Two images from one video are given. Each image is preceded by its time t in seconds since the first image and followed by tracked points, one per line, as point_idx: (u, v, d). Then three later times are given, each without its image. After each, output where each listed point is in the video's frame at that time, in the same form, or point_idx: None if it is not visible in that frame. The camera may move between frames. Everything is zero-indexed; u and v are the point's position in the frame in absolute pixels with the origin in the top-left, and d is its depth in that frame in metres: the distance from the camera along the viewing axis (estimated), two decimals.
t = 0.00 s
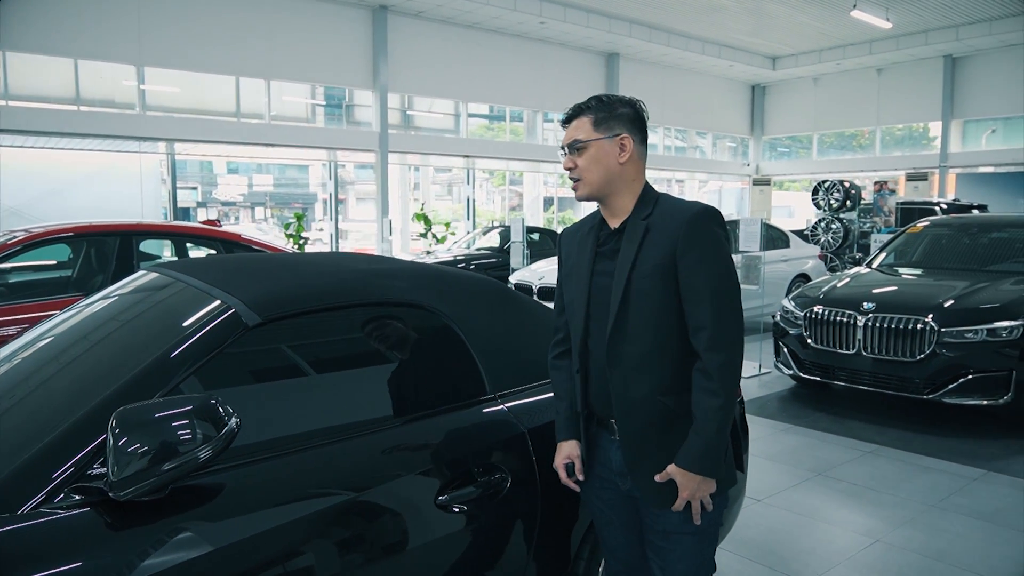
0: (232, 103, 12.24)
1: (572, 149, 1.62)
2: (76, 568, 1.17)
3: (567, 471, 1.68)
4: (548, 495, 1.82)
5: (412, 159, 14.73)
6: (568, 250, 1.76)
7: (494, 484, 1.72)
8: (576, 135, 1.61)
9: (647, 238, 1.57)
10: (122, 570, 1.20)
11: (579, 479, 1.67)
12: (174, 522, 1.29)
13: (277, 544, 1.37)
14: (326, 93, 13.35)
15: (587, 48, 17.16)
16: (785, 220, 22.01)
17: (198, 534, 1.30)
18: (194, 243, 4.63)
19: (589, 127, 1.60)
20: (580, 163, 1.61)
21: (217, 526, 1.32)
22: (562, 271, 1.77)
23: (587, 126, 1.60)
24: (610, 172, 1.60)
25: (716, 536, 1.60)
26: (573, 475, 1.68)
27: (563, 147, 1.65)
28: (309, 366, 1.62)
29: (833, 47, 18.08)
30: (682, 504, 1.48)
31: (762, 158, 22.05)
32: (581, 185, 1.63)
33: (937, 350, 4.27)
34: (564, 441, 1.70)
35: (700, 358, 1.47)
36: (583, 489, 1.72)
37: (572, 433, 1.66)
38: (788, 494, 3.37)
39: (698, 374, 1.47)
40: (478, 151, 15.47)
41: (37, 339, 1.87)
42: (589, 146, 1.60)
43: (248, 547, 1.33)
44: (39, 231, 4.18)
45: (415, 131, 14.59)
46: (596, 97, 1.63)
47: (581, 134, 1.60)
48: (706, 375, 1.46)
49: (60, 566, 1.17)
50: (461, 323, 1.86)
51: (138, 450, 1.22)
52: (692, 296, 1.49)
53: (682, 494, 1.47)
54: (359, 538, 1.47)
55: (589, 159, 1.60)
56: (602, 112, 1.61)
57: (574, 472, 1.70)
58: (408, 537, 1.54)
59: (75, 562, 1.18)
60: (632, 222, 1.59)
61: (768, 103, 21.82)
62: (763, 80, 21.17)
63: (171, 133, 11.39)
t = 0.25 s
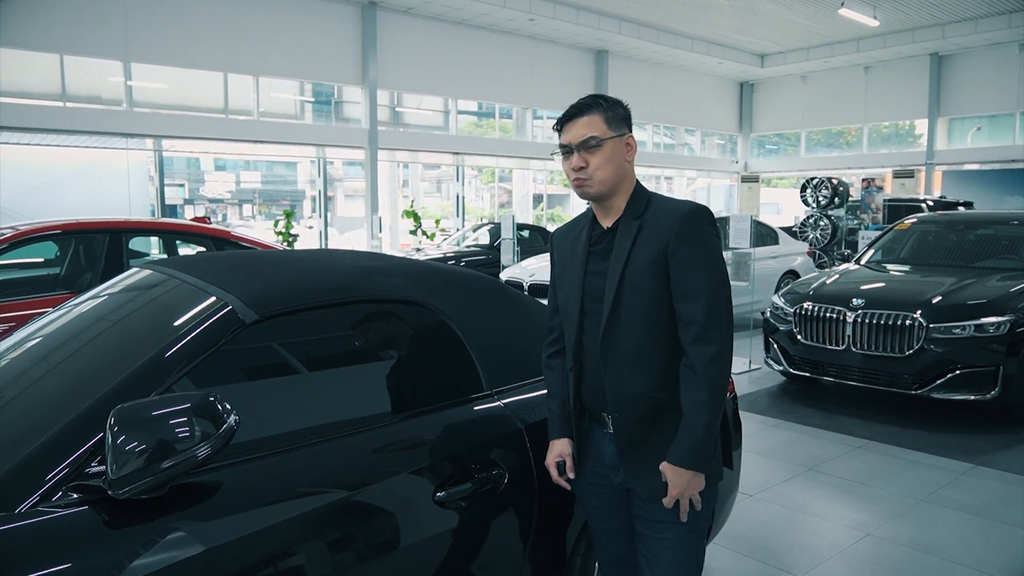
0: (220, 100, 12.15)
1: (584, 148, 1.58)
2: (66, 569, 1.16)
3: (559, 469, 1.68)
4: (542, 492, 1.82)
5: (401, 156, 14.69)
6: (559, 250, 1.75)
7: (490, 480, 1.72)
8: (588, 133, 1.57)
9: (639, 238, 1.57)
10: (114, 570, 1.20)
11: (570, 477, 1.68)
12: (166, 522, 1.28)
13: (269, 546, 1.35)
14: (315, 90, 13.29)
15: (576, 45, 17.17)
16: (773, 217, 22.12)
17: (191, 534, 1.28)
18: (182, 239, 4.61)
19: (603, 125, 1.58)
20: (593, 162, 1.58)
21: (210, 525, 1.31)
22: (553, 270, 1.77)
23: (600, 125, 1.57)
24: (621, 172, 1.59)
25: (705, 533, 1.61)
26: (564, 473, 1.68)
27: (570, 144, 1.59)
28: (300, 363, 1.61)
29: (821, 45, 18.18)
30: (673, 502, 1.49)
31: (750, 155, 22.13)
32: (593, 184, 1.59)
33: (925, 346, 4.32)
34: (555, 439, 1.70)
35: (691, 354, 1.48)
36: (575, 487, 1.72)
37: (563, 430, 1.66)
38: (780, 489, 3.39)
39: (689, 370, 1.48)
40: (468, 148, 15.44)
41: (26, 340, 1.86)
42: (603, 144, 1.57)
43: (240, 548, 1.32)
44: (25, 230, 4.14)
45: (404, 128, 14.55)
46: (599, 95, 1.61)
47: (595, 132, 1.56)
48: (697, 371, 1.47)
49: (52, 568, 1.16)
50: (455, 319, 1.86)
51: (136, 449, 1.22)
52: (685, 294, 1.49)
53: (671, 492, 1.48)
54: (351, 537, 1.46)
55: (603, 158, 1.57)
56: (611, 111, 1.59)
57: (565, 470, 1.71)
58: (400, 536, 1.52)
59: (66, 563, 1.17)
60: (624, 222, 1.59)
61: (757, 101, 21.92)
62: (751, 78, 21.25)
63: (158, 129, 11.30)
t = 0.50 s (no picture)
0: (211, 97, 12.09)
1: (598, 149, 1.57)
2: (59, 569, 1.16)
3: (550, 471, 1.68)
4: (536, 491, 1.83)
5: (392, 153, 14.65)
6: (551, 253, 1.75)
7: (488, 477, 1.73)
8: (602, 135, 1.58)
9: (636, 239, 1.57)
10: (105, 570, 1.19)
11: (559, 479, 1.68)
12: (159, 522, 1.28)
13: (263, 544, 1.35)
14: (306, 87, 13.24)
15: (568, 42, 17.18)
16: (763, 214, 22.21)
17: (184, 534, 1.28)
18: (174, 237, 4.60)
19: (612, 128, 1.59)
20: (605, 164, 1.57)
21: (205, 525, 1.31)
22: (546, 271, 1.76)
23: (611, 128, 1.58)
24: (626, 176, 1.61)
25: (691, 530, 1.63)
26: (554, 475, 1.68)
27: (583, 145, 1.58)
28: (294, 363, 1.60)
29: (811, 43, 18.26)
30: (669, 502, 1.49)
31: (741, 153, 22.23)
32: (608, 186, 1.57)
33: (916, 342, 4.35)
34: (549, 441, 1.71)
35: (689, 353, 1.49)
36: (567, 488, 1.72)
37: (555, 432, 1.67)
38: (772, 485, 3.41)
39: (686, 369, 1.50)
40: (460, 145, 15.43)
41: (16, 340, 1.84)
42: (614, 147, 1.58)
43: (236, 547, 1.32)
44: (15, 227, 4.11)
45: (395, 126, 14.53)
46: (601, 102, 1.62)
47: (609, 134, 1.57)
48: (694, 370, 1.49)
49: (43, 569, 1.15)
50: (452, 317, 1.86)
51: (135, 447, 1.22)
52: (683, 295, 1.51)
53: (668, 493, 1.49)
54: (344, 537, 1.45)
55: (615, 160, 1.58)
56: (616, 117, 1.62)
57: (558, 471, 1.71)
58: (394, 535, 1.52)
59: (57, 564, 1.16)
60: (619, 225, 1.59)
61: (747, 99, 22.00)
62: (742, 76, 21.33)
63: (149, 126, 11.24)
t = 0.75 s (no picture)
0: (200, 93, 12.02)
1: (609, 135, 1.59)
2: (49, 568, 1.15)
3: (542, 465, 1.68)
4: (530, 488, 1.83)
5: (383, 150, 14.61)
6: (550, 244, 1.75)
7: (485, 473, 1.74)
8: (616, 123, 1.60)
9: (636, 234, 1.58)
10: (96, 569, 1.18)
11: (553, 474, 1.68)
12: (152, 522, 1.27)
13: (259, 543, 1.35)
14: (297, 84, 13.19)
15: (559, 39, 17.18)
16: (754, 211, 22.30)
17: (177, 533, 1.28)
18: (165, 234, 4.58)
19: (629, 118, 1.61)
20: (614, 150, 1.59)
21: (200, 523, 1.31)
22: (543, 264, 1.76)
23: (627, 118, 1.60)
24: (633, 168, 1.63)
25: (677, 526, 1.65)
26: (547, 469, 1.69)
27: (596, 128, 1.60)
28: (287, 360, 1.59)
29: (802, 41, 18.32)
30: (665, 501, 1.51)
31: (731, 150, 22.32)
32: (611, 171, 1.59)
33: (907, 338, 4.39)
34: (537, 437, 1.70)
35: (685, 350, 1.50)
36: (559, 482, 1.73)
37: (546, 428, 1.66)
38: (765, 480, 3.44)
39: (681, 367, 1.50)
40: (451, 142, 15.41)
41: (8, 338, 1.83)
42: (627, 137, 1.60)
43: (231, 546, 1.32)
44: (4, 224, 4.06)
45: (386, 123, 14.50)
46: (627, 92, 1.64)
47: (623, 123, 1.59)
48: (689, 367, 1.49)
49: (32, 569, 1.14)
50: (448, 313, 1.86)
51: (134, 443, 1.22)
52: (680, 292, 1.52)
53: (667, 490, 1.51)
54: (336, 537, 1.44)
55: (624, 149, 1.60)
56: (637, 109, 1.63)
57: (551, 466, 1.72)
58: (389, 535, 1.52)
59: (48, 563, 1.16)
60: (620, 219, 1.59)
61: (738, 96, 22.08)
62: (733, 73, 21.39)
63: (137, 122, 11.17)
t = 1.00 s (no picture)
0: (193, 91, 11.97)
1: (607, 133, 1.59)
2: (42, 568, 1.15)
3: (537, 459, 1.70)
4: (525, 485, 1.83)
5: (376, 148, 14.59)
6: (550, 238, 1.76)
7: (483, 470, 1.75)
8: (614, 121, 1.59)
9: (634, 229, 1.59)
10: (90, 569, 1.18)
11: (546, 468, 1.69)
12: (147, 521, 1.27)
13: (257, 541, 1.36)
14: (291, 81, 13.17)
15: (552, 37, 17.19)
16: (746, 208, 22.36)
17: (172, 531, 1.28)
18: (158, 232, 4.56)
19: (629, 116, 1.60)
20: (610, 147, 1.59)
21: (196, 521, 1.31)
22: (542, 258, 1.77)
23: (627, 116, 1.60)
24: (631, 166, 1.62)
25: (669, 523, 1.64)
26: (541, 463, 1.70)
27: (594, 125, 1.60)
28: (282, 357, 1.60)
29: (794, 39, 18.39)
30: (644, 493, 1.52)
31: (724, 148, 22.39)
32: (607, 168, 1.60)
33: (899, 335, 4.42)
34: (533, 429, 1.71)
35: (677, 345, 1.51)
36: (553, 477, 1.73)
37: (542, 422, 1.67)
38: (760, 476, 3.46)
39: (672, 361, 1.51)
40: (444, 140, 15.40)
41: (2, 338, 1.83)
42: (625, 135, 1.60)
43: (227, 545, 1.32)
44: None
45: (379, 120, 14.48)
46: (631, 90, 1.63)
47: (621, 121, 1.59)
48: (680, 362, 1.50)
49: (26, 569, 1.14)
50: (444, 308, 1.86)
51: (132, 442, 1.22)
52: (675, 286, 1.52)
53: (645, 481, 1.51)
54: (331, 535, 1.45)
55: (622, 147, 1.59)
56: (639, 108, 1.63)
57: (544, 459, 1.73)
58: (383, 532, 1.52)
59: (41, 563, 1.15)
60: (620, 214, 1.60)
61: (731, 94, 22.14)
62: (725, 71, 21.45)
63: (130, 120, 11.14)
